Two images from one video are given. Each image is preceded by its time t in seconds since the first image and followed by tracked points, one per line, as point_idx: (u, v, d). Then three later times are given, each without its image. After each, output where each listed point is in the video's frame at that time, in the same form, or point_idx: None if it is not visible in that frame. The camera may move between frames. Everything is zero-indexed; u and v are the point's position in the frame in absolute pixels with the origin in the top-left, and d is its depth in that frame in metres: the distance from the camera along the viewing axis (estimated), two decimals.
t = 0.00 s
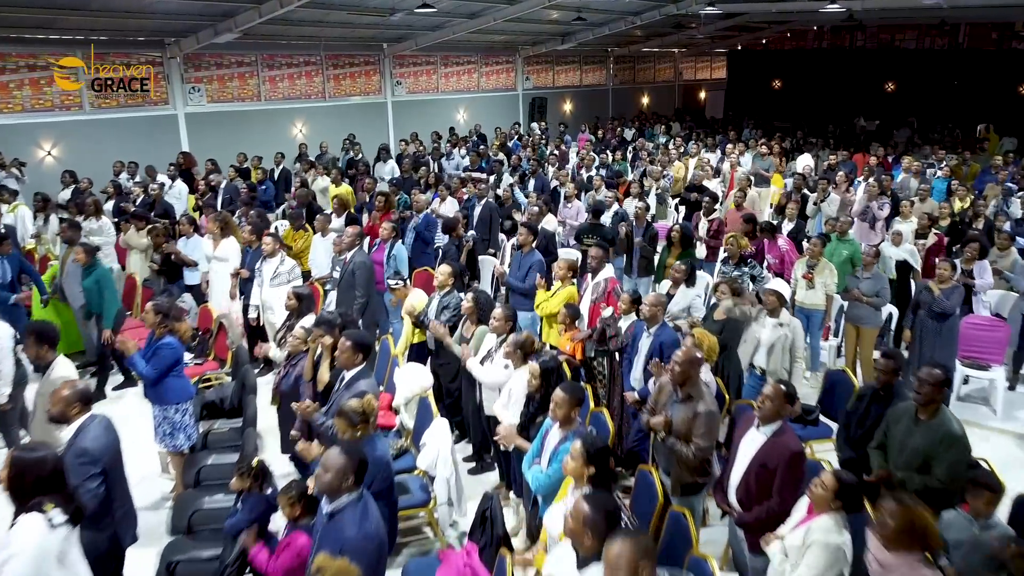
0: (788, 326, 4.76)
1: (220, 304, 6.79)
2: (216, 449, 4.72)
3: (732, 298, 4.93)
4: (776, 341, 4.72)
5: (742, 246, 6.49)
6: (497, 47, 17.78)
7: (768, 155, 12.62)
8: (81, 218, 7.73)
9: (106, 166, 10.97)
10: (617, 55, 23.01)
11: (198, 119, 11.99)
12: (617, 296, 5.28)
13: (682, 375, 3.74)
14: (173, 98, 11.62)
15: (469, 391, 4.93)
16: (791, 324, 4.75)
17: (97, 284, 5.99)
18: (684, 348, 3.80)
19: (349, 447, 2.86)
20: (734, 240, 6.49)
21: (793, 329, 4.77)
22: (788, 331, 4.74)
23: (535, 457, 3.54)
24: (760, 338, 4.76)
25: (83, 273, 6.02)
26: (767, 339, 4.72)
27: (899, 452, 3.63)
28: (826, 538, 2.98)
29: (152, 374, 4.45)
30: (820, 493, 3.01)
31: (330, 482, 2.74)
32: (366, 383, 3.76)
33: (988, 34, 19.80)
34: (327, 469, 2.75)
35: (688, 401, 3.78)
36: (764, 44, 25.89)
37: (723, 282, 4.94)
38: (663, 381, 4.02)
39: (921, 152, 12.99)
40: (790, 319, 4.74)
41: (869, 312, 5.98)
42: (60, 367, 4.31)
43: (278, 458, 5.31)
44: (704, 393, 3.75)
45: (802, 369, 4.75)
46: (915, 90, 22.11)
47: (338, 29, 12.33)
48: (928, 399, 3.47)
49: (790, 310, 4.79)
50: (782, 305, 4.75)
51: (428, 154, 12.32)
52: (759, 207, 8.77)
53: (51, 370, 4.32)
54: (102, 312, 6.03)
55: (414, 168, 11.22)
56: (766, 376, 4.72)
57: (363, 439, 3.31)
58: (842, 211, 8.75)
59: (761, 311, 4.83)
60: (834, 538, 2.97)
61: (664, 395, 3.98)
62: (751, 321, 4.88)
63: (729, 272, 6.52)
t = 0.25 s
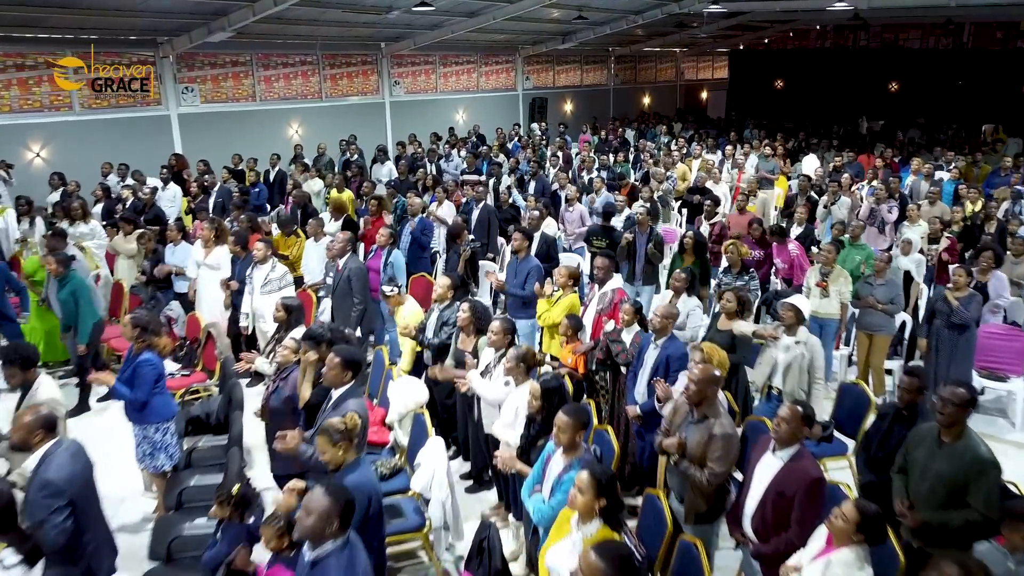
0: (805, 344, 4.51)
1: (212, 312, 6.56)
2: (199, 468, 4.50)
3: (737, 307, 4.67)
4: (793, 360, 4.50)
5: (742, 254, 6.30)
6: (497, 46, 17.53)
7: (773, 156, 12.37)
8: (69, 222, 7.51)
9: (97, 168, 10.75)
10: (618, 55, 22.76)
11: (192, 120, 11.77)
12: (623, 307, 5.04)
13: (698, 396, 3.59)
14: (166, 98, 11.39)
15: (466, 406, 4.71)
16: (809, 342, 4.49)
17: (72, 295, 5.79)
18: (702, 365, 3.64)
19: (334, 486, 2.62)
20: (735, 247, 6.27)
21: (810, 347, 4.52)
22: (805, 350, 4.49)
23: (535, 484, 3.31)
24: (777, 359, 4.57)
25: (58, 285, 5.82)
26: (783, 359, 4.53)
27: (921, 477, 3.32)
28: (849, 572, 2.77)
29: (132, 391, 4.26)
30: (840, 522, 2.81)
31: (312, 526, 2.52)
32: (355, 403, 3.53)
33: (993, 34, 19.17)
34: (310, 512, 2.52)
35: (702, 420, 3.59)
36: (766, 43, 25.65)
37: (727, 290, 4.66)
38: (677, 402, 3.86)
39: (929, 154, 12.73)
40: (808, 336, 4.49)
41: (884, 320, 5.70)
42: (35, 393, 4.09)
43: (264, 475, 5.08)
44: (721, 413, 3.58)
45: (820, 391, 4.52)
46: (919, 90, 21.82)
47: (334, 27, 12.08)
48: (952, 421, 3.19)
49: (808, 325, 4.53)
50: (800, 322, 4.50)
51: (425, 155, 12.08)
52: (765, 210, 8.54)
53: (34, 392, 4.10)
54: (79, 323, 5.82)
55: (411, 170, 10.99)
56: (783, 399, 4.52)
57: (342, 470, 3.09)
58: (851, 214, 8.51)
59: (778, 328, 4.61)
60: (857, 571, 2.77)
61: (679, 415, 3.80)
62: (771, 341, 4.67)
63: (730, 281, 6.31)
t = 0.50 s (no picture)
0: (828, 365, 4.23)
1: (198, 321, 6.33)
2: (184, 483, 4.27)
3: (740, 317, 4.52)
4: (811, 381, 4.25)
5: (749, 258, 6.01)
6: (496, 45, 17.31)
7: (777, 157, 12.14)
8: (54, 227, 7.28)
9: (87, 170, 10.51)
10: (619, 54, 22.53)
11: (185, 120, 11.53)
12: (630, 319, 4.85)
13: (712, 419, 3.42)
14: (159, 99, 11.17)
15: (464, 423, 4.48)
16: (831, 363, 4.21)
17: (50, 304, 5.52)
18: (716, 386, 3.48)
19: (313, 535, 2.52)
20: (741, 251, 6.00)
21: (832, 367, 4.24)
22: (827, 371, 4.22)
23: (536, 514, 3.08)
24: (794, 377, 4.33)
25: (35, 291, 5.54)
26: (801, 379, 4.28)
27: (949, 506, 3.06)
28: None
29: (110, 411, 4.06)
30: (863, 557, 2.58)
31: None
32: (342, 425, 3.31)
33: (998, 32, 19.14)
34: (287, 562, 2.42)
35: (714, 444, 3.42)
36: (768, 43, 25.43)
37: (731, 299, 4.48)
38: (691, 425, 3.66)
39: (937, 155, 12.49)
40: (829, 356, 4.21)
41: (899, 330, 5.47)
42: (12, 419, 3.73)
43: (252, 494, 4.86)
44: (734, 437, 3.41)
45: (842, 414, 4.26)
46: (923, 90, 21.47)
47: (330, 26, 11.85)
48: (981, 447, 2.94)
49: (831, 344, 4.24)
50: (823, 341, 4.22)
51: (423, 156, 11.85)
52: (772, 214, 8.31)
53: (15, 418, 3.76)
54: (56, 333, 5.58)
55: (409, 171, 10.76)
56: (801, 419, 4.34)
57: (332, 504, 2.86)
58: (860, 218, 8.27)
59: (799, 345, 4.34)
60: None
61: (691, 438, 3.62)
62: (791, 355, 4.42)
63: (735, 285, 6.08)
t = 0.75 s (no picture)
0: (849, 386, 4.14)
1: (183, 330, 6.10)
2: (165, 506, 4.03)
3: (752, 328, 4.27)
4: (829, 402, 4.17)
5: (756, 266, 5.82)
6: (496, 45, 17.09)
7: (783, 159, 11.91)
8: (37, 231, 7.05)
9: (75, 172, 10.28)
10: (620, 54, 22.31)
11: (178, 121, 11.30)
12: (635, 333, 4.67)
13: (720, 443, 3.24)
14: (151, 99, 10.94)
15: (460, 441, 4.25)
16: (852, 383, 4.12)
17: (32, 317, 5.33)
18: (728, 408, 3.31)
19: None
20: (750, 258, 5.79)
21: (853, 389, 4.14)
22: (847, 392, 4.13)
23: (539, 550, 2.86)
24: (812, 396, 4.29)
25: (17, 301, 5.33)
26: (819, 397, 4.23)
27: (988, 544, 2.83)
28: None
29: (84, 431, 3.82)
30: None
31: None
32: (327, 451, 3.08)
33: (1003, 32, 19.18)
34: None
35: (722, 471, 3.27)
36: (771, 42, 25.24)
37: (740, 309, 4.24)
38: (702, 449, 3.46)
39: (945, 156, 12.26)
40: (851, 376, 4.13)
41: (916, 339, 5.24)
42: None
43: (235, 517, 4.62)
44: (746, 462, 3.22)
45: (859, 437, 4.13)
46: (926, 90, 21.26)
47: (326, 25, 11.61)
48: None
49: (855, 366, 4.16)
50: (846, 359, 4.14)
51: (421, 158, 11.64)
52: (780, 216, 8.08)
53: None
54: (34, 346, 5.39)
55: (406, 173, 10.52)
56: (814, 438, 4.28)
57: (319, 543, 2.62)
58: (870, 222, 8.03)
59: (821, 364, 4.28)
60: None
61: (702, 463, 3.42)
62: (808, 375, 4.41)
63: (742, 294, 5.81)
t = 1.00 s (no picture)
0: (870, 414, 3.89)
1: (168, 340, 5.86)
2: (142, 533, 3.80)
3: (768, 343, 4.04)
4: (845, 430, 3.95)
5: (769, 272, 5.57)
6: (496, 44, 16.84)
7: (788, 160, 11.67)
8: (21, 236, 6.83)
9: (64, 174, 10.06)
10: (621, 53, 22.07)
11: (170, 122, 11.08)
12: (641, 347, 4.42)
13: (723, 467, 3.00)
14: (142, 100, 10.72)
15: (457, 463, 4.01)
16: (872, 412, 3.86)
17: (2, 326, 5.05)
18: (730, 429, 3.07)
19: None
20: (763, 266, 5.57)
21: (875, 417, 3.86)
22: (867, 420, 3.87)
23: None
24: (830, 422, 4.06)
25: None
26: (837, 423, 4.00)
27: None
28: None
29: (53, 451, 3.58)
30: None
31: None
32: (310, 485, 2.84)
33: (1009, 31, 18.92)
34: None
35: (730, 495, 3.03)
36: (773, 41, 24.99)
37: (754, 323, 4.01)
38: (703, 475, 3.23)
39: (953, 158, 12.01)
40: (872, 404, 3.86)
41: (936, 352, 4.99)
42: None
43: (220, 541, 4.38)
44: (753, 485, 3.01)
45: (877, 466, 3.85)
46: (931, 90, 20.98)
47: (322, 23, 11.37)
48: None
49: (877, 394, 3.91)
50: (866, 386, 3.89)
51: (419, 160, 11.41)
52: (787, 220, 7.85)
53: None
54: (3, 357, 5.13)
55: (403, 175, 10.29)
56: (831, 466, 4.05)
57: None
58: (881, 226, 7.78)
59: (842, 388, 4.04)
60: None
61: (705, 490, 3.18)
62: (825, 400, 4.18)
63: (751, 302, 5.58)
